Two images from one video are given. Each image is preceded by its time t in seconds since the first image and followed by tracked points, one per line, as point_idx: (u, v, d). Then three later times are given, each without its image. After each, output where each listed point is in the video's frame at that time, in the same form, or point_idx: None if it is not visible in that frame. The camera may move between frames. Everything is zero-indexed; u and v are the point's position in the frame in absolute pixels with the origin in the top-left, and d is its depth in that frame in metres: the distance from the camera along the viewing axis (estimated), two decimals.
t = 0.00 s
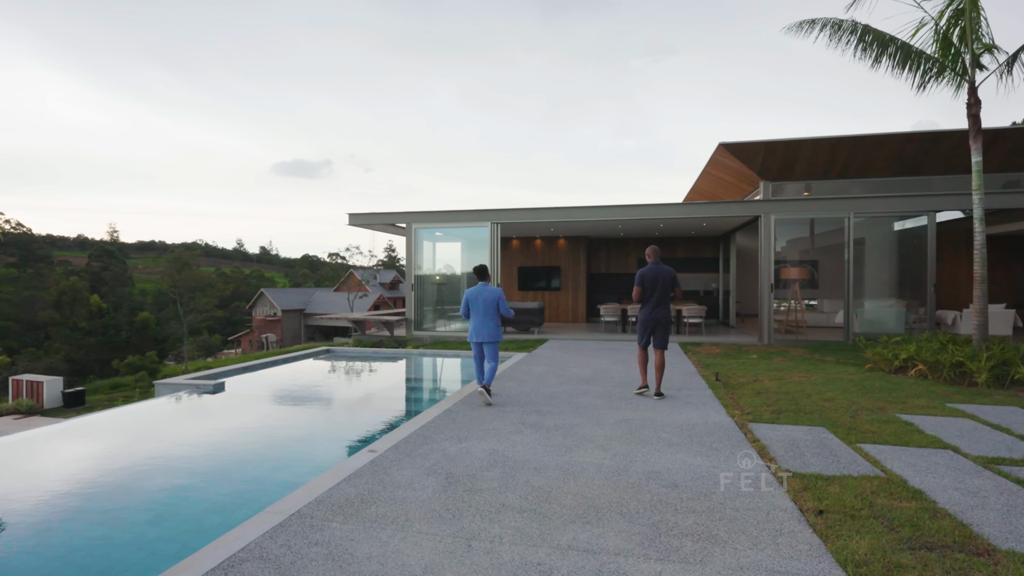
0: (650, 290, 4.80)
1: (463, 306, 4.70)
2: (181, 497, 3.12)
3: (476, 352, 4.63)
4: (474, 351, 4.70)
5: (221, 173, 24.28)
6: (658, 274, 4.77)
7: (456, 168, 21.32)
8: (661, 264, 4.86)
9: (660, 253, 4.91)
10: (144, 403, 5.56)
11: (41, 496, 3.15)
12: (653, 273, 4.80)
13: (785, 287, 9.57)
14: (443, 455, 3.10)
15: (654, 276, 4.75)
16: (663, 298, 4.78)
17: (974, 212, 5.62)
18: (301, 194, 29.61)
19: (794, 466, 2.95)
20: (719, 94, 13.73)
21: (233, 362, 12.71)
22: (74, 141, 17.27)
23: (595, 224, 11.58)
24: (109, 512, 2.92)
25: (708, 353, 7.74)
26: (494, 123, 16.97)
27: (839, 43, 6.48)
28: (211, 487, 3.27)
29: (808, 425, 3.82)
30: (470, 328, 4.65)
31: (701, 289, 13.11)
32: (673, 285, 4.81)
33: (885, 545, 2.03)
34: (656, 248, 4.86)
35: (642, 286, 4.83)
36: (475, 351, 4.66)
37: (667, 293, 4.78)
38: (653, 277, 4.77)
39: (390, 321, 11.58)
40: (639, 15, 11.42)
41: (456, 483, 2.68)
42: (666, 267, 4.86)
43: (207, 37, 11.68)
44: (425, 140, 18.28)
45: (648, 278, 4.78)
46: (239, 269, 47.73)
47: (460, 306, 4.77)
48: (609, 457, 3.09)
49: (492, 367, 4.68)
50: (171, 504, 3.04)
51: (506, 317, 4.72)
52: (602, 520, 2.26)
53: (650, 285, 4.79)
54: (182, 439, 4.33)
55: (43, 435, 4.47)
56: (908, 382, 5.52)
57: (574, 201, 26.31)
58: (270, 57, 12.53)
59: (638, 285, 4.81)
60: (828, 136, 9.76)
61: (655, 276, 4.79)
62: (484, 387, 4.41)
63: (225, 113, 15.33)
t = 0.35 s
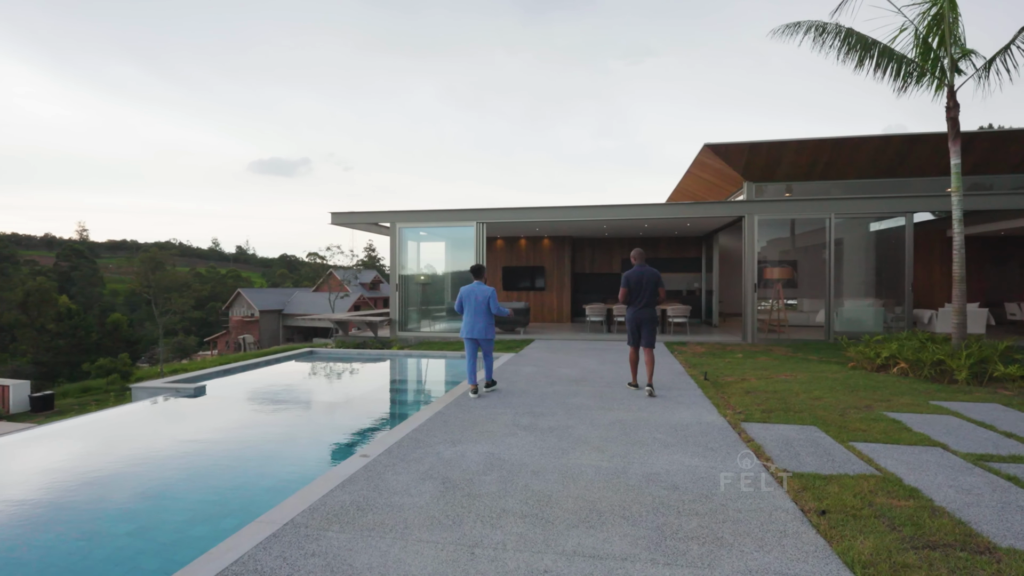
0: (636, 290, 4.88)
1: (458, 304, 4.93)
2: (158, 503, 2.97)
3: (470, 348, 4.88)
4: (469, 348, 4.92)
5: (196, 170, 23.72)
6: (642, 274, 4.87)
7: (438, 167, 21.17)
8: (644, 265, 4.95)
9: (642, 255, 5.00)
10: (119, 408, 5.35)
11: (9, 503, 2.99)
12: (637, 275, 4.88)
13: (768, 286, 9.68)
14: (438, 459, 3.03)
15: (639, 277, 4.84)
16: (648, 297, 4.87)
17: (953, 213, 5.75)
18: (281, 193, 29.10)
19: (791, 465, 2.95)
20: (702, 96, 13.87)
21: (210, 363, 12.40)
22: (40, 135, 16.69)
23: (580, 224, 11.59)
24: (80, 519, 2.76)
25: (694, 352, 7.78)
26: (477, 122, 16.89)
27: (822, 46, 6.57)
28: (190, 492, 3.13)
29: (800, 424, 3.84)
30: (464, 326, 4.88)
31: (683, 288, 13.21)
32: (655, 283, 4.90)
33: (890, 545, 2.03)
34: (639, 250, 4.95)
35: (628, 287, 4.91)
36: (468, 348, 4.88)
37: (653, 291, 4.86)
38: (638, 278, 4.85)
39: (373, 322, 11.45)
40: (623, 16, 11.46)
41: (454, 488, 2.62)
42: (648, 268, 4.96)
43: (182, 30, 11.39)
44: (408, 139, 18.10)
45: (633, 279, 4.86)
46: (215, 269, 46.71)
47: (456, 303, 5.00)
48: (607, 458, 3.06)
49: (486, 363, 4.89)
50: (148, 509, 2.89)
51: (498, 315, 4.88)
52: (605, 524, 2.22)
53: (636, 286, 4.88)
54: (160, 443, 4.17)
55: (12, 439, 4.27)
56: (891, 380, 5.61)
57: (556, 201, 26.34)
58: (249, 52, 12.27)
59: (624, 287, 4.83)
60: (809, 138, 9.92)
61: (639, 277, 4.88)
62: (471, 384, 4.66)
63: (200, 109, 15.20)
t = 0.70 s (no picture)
0: (621, 287, 5.15)
1: (456, 303, 5.29)
2: (133, 510, 2.82)
3: (466, 344, 5.24)
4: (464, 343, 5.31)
5: (173, 167, 23.21)
6: (627, 272, 5.13)
7: (423, 166, 21.02)
8: (631, 263, 5.22)
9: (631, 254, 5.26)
10: (92, 412, 5.14)
11: None
12: (622, 273, 5.16)
13: (754, 286, 9.73)
14: (431, 462, 2.95)
15: (624, 275, 5.11)
16: (633, 294, 5.12)
17: (937, 212, 5.83)
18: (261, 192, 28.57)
19: (788, 464, 2.92)
20: (686, 95, 13.96)
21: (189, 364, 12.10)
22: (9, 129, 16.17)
23: (567, 223, 11.56)
24: (47, 528, 2.60)
25: (682, 351, 7.80)
26: (463, 121, 16.79)
27: (808, 47, 6.61)
28: (167, 499, 2.98)
29: (793, 422, 3.84)
30: (462, 323, 5.25)
31: (669, 288, 13.27)
32: (642, 281, 5.16)
33: (894, 544, 2.01)
34: (628, 249, 5.20)
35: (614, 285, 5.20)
36: (465, 343, 5.26)
37: (638, 289, 5.13)
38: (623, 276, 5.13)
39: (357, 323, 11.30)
40: (610, 16, 11.48)
41: (449, 492, 2.53)
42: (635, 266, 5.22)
43: (160, 24, 11.11)
44: (392, 137, 17.89)
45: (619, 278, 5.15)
46: (193, 268, 45.73)
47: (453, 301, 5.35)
48: (604, 459, 3.01)
49: (479, 358, 5.33)
50: (122, 517, 2.74)
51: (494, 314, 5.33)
52: (607, 528, 2.16)
53: (621, 284, 5.15)
54: (137, 447, 4.01)
55: None
56: (879, 377, 5.66)
57: (541, 201, 26.33)
58: (229, 47, 12.02)
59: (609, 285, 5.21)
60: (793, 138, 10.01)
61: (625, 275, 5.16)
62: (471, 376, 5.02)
63: (177, 105, 14.92)
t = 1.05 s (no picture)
0: (617, 288, 5.14)
1: (454, 302, 5.38)
2: (111, 518, 2.68)
3: (465, 343, 5.35)
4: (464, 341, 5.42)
5: (153, 165, 22.77)
6: (624, 273, 5.12)
7: (408, 166, 20.89)
8: (627, 264, 5.21)
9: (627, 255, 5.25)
10: (68, 416, 4.97)
11: None
12: (619, 273, 5.14)
13: (742, 285, 9.79)
14: (425, 465, 2.88)
15: (621, 275, 5.10)
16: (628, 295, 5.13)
17: (923, 212, 5.89)
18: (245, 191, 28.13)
19: (786, 464, 2.89)
20: (673, 96, 14.03)
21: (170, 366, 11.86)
22: None
23: (555, 223, 11.53)
24: (16, 538, 2.47)
25: (672, 350, 7.81)
26: (449, 121, 16.70)
27: (797, 48, 6.65)
28: (147, 506, 2.85)
29: (787, 422, 3.83)
30: (460, 322, 5.35)
31: (656, 288, 13.31)
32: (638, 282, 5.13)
33: (898, 545, 1.99)
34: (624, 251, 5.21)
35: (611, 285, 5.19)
36: (463, 342, 5.38)
37: (633, 289, 5.13)
38: (619, 277, 5.12)
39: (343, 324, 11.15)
40: (597, 16, 11.50)
41: (445, 496, 2.47)
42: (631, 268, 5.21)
43: (139, 19, 10.89)
44: (378, 137, 17.73)
45: (616, 278, 5.14)
46: (173, 268, 44.85)
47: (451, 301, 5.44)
48: (601, 461, 2.96)
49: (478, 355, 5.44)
50: (100, 526, 2.61)
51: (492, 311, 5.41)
52: (609, 532, 2.12)
53: (617, 284, 5.14)
54: (116, 452, 3.88)
55: None
56: (867, 376, 5.71)
57: (528, 200, 26.30)
58: (211, 44, 11.81)
59: (606, 285, 5.22)
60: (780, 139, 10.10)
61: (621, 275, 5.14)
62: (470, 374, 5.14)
63: (157, 103, 14.63)
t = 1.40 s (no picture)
0: (614, 286, 5.29)
1: (450, 300, 5.57)
2: (97, 526, 2.60)
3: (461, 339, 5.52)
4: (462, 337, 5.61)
5: (135, 163, 22.39)
6: (620, 273, 5.26)
7: (396, 166, 20.77)
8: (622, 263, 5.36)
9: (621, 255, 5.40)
10: (48, 419, 4.84)
11: None
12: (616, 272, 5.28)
13: (731, 285, 9.86)
14: (421, 468, 2.84)
15: (618, 274, 5.24)
16: (625, 293, 5.28)
17: (910, 214, 5.97)
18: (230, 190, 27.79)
19: (783, 464, 2.90)
20: (662, 97, 14.11)
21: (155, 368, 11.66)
22: None
23: (544, 223, 11.52)
24: None
25: (663, 350, 7.83)
26: (438, 121, 16.64)
27: (787, 49, 6.72)
28: (134, 512, 2.77)
29: (780, 421, 3.86)
30: (456, 319, 5.54)
31: (646, 288, 13.40)
32: (633, 281, 5.32)
33: (899, 544, 2.00)
34: (617, 251, 5.35)
35: (607, 283, 5.32)
36: (460, 338, 5.55)
37: (629, 287, 5.29)
38: (617, 275, 5.25)
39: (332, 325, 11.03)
40: (586, 16, 11.54)
41: (442, 500, 2.43)
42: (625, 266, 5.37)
43: (121, 15, 10.71)
44: (366, 137, 17.61)
45: (613, 276, 5.27)
46: (155, 268, 44.11)
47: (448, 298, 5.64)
48: (598, 463, 2.95)
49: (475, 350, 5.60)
50: (86, 533, 2.53)
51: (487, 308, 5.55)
52: (611, 534, 2.10)
53: (614, 282, 5.29)
54: (101, 455, 3.80)
55: None
56: (856, 375, 5.77)
57: (517, 201, 26.29)
58: (197, 41, 11.66)
59: (603, 282, 5.32)
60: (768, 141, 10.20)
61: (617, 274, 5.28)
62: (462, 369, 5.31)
63: (140, 100, 14.39)
